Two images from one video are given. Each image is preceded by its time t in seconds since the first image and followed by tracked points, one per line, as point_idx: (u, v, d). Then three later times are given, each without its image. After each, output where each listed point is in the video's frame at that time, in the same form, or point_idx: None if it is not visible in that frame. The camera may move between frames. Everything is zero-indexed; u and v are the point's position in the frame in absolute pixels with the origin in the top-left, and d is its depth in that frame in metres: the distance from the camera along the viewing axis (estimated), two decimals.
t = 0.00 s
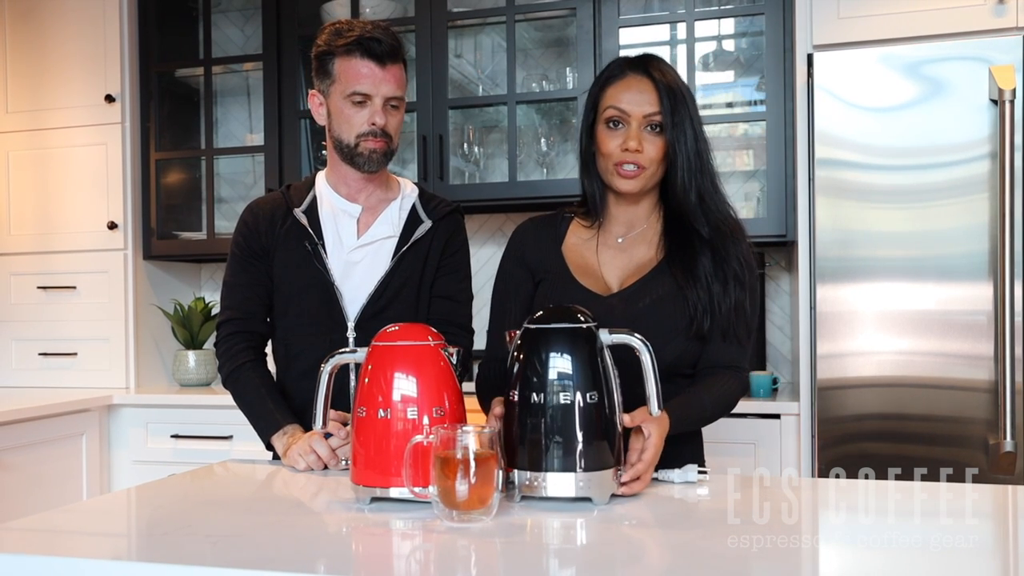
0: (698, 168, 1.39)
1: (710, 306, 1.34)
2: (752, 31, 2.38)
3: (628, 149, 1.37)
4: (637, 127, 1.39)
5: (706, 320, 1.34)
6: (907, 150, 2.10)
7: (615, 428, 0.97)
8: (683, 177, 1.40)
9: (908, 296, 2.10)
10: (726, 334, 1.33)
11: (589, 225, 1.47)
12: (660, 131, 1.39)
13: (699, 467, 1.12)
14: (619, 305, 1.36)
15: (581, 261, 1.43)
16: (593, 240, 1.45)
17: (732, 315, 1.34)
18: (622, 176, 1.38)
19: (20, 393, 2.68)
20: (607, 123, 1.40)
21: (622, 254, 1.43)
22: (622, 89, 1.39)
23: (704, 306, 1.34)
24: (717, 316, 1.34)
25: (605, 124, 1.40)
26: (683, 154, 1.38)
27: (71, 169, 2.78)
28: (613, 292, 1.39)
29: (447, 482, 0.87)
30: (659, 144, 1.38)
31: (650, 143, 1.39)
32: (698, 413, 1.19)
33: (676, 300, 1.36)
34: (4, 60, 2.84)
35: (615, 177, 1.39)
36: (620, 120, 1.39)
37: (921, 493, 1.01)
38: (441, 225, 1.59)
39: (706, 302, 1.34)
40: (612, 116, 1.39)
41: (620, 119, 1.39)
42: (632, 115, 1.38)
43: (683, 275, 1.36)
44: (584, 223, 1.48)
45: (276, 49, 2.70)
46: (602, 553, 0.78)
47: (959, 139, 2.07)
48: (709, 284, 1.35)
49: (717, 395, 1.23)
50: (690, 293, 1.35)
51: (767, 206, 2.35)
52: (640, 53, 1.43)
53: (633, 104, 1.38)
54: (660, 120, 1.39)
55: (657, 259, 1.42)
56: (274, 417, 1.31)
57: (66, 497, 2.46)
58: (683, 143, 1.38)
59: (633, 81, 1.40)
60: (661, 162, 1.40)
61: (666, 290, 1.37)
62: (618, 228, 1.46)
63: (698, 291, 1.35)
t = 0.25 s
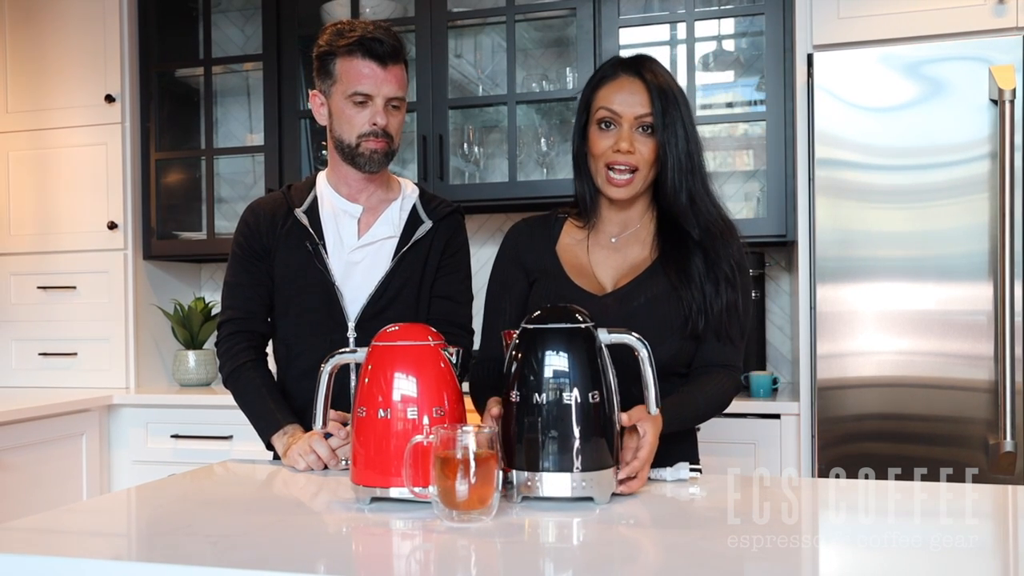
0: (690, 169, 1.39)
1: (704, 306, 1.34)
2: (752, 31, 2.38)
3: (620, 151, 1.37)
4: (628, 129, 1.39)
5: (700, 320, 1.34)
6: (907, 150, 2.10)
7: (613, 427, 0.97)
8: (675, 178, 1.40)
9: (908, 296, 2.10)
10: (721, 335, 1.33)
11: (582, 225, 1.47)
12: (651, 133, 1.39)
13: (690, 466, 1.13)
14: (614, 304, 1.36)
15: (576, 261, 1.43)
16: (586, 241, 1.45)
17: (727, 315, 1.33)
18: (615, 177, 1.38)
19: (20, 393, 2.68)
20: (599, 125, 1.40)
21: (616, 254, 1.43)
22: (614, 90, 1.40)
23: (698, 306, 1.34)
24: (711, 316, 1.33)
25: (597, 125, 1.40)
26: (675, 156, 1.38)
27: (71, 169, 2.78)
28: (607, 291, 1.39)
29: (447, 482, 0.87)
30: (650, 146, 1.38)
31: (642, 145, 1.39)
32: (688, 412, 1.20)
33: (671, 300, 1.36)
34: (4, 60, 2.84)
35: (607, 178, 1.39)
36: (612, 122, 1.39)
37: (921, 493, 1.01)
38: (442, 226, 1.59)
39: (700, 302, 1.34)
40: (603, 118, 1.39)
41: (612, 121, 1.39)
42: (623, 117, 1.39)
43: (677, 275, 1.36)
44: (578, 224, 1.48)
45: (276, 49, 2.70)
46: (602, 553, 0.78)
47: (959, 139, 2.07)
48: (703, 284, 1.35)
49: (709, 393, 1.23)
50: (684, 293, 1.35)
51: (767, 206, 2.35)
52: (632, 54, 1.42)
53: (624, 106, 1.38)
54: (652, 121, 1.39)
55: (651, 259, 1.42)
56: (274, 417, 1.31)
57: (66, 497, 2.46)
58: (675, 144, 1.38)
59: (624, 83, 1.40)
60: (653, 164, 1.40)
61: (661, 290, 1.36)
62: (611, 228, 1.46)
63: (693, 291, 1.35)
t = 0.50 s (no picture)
0: (685, 172, 1.38)
1: (700, 307, 1.34)
2: (752, 31, 2.38)
3: (615, 156, 1.36)
4: (623, 133, 1.38)
5: (696, 320, 1.34)
6: (907, 150, 2.10)
7: (614, 427, 0.97)
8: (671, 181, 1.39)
9: (908, 296, 2.10)
10: (716, 335, 1.33)
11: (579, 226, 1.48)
12: (646, 137, 1.39)
13: (690, 466, 1.12)
14: (610, 303, 1.36)
15: (572, 262, 1.43)
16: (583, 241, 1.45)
17: (722, 316, 1.34)
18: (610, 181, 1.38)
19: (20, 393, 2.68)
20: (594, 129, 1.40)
21: (613, 254, 1.44)
22: (608, 95, 1.39)
23: (693, 307, 1.34)
24: (706, 317, 1.34)
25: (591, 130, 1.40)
26: (670, 160, 1.37)
27: (71, 169, 2.78)
28: (603, 290, 1.39)
29: (447, 482, 0.87)
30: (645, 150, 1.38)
31: (637, 149, 1.38)
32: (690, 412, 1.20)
33: (666, 300, 1.36)
34: (4, 60, 2.85)
35: (603, 182, 1.39)
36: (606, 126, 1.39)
37: (921, 493, 1.01)
38: (442, 226, 1.59)
39: (695, 303, 1.34)
40: (598, 123, 1.39)
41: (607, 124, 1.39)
42: (617, 122, 1.38)
43: (673, 276, 1.36)
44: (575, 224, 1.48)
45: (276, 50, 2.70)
46: (602, 553, 0.78)
47: (959, 139, 2.07)
48: (698, 286, 1.35)
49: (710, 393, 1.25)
50: (679, 294, 1.35)
51: (767, 206, 2.35)
52: (626, 57, 1.42)
53: (618, 110, 1.38)
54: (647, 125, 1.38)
55: (647, 258, 1.42)
56: (274, 417, 1.31)
57: (66, 497, 2.46)
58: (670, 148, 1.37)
59: (618, 87, 1.39)
60: (648, 168, 1.39)
61: (657, 290, 1.37)
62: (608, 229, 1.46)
63: (688, 292, 1.35)
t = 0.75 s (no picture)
0: (683, 174, 1.38)
1: (699, 307, 1.34)
2: (752, 31, 2.38)
3: (614, 160, 1.36)
4: (622, 137, 1.38)
5: (695, 319, 1.35)
6: (907, 150, 2.10)
7: (613, 428, 0.97)
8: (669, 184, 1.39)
9: (908, 296, 2.10)
10: (716, 334, 1.33)
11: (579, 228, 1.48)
12: (645, 140, 1.39)
13: (691, 466, 1.12)
14: (608, 303, 1.36)
15: (571, 262, 1.43)
16: (582, 242, 1.46)
17: (723, 315, 1.33)
18: (610, 185, 1.38)
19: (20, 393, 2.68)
20: (593, 132, 1.40)
21: (613, 255, 1.44)
22: (607, 99, 1.39)
23: (693, 307, 1.34)
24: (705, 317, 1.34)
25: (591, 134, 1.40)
26: (669, 163, 1.37)
27: (71, 169, 2.78)
28: (603, 289, 1.39)
29: (447, 482, 0.87)
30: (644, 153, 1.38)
31: (637, 152, 1.38)
32: (714, 410, 1.19)
33: (664, 299, 1.36)
34: (4, 60, 2.85)
35: (602, 186, 1.39)
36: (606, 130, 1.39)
37: (921, 493, 1.01)
38: (442, 226, 1.59)
39: (694, 303, 1.34)
40: (597, 127, 1.39)
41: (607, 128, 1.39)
42: (616, 126, 1.38)
43: (671, 276, 1.36)
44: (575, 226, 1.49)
45: (276, 50, 2.70)
46: (601, 553, 0.78)
47: (959, 139, 2.07)
48: (697, 285, 1.35)
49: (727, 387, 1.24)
50: (679, 294, 1.35)
51: (767, 206, 2.35)
52: (625, 59, 1.41)
53: (617, 114, 1.38)
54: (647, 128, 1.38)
55: (647, 258, 1.42)
56: (274, 417, 1.31)
57: (66, 497, 2.46)
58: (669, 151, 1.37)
59: (618, 90, 1.39)
60: (647, 170, 1.39)
61: (656, 290, 1.37)
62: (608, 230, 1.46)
63: (687, 292, 1.35)
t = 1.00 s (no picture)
0: (688, 176, 1.38)
1: (702, 307, 1.34)
2: (752, 31, 2.38)
3: (618, 162, 1.37)
4: (626, 140, 1.38)
5: (696, 319, 1.35)
6: (907, 150, 2.10)
7: (614, 428, 0.97)
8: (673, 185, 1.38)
9: (908, 296, 2.10)
10: (719, 335, 1.32)
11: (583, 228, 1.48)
12: (650, 142, 1.39)
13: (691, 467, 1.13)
14: (611, 302, 1.36)
15: (575, 261, 1.43)
16: (586, 242, 1.46)
17: (725, 315, 1.33)
18: (614, 188, 1.38)
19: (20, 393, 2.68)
20: (597, 135, 1.39)
21: (616, 255, 1.44)
22: (612, 101, 1.39)
23: (694, 307, 1.34)
24: (706, 317, 1.34)
25: (595, 136, 1.40)
26: (672, 165, 1.37)
27: (70, 169, 2.78)
28: (606, 288, 1.39)
29: (447, 482, 0.87)
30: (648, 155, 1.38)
31: (641, 155, 1.38)
32: (714, 409, 1.20)
33: (667, 299, 1.36)
34: (4, 60, 2.85)
35: (607, 189, 1.39)
36: (610, 132, 1.39)
37: (921, 493, 1.01)
38: (441, 225, 1.59)
39: (695, 303, 1.34)
40: (601, 129, 1.39)
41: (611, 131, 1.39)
42: (621, 128, 1.38)
43: (675, 276, 1.36)
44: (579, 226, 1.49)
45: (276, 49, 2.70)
46: (601, 553, 0.78)
47: (959, 139, 2.07)
48: (699, 285, 1.35)
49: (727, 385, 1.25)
50: (680, 294, 1.35)
51: (767, 206, 2.35)
52: (630, 61, 1.41)
53: (622, 116, 1.38)
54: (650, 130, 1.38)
55: (650, 258, 1.42)
56: (274, 417, 1.31)
57: (66, 497, 2.46)
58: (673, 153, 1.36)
59: (622, 92, 1.39)
60: (652, 172, 1.39)
61: (658, 289, 1.37)
62: (612, 231, 1.46)
63: (689, 291, 1.35)
